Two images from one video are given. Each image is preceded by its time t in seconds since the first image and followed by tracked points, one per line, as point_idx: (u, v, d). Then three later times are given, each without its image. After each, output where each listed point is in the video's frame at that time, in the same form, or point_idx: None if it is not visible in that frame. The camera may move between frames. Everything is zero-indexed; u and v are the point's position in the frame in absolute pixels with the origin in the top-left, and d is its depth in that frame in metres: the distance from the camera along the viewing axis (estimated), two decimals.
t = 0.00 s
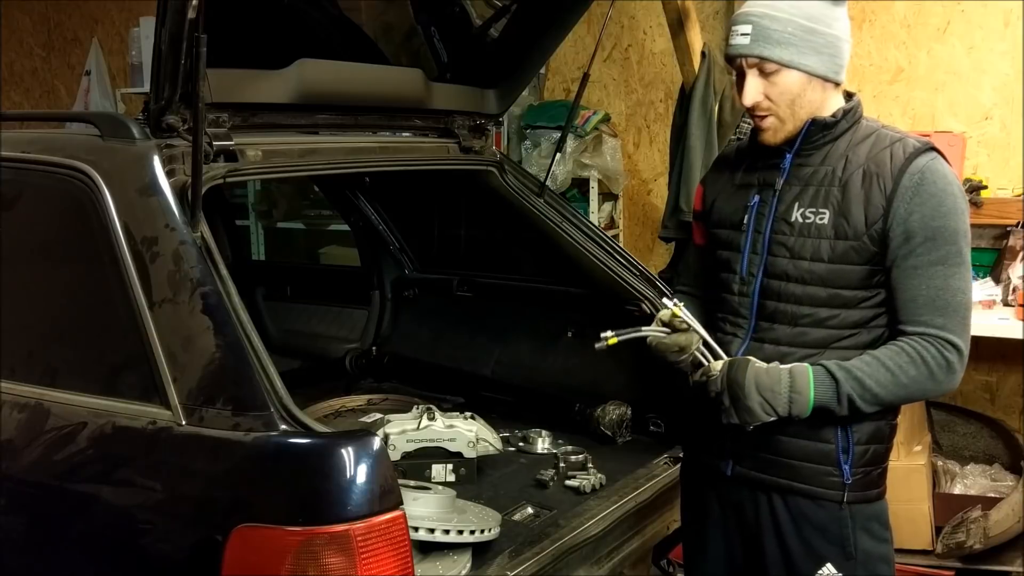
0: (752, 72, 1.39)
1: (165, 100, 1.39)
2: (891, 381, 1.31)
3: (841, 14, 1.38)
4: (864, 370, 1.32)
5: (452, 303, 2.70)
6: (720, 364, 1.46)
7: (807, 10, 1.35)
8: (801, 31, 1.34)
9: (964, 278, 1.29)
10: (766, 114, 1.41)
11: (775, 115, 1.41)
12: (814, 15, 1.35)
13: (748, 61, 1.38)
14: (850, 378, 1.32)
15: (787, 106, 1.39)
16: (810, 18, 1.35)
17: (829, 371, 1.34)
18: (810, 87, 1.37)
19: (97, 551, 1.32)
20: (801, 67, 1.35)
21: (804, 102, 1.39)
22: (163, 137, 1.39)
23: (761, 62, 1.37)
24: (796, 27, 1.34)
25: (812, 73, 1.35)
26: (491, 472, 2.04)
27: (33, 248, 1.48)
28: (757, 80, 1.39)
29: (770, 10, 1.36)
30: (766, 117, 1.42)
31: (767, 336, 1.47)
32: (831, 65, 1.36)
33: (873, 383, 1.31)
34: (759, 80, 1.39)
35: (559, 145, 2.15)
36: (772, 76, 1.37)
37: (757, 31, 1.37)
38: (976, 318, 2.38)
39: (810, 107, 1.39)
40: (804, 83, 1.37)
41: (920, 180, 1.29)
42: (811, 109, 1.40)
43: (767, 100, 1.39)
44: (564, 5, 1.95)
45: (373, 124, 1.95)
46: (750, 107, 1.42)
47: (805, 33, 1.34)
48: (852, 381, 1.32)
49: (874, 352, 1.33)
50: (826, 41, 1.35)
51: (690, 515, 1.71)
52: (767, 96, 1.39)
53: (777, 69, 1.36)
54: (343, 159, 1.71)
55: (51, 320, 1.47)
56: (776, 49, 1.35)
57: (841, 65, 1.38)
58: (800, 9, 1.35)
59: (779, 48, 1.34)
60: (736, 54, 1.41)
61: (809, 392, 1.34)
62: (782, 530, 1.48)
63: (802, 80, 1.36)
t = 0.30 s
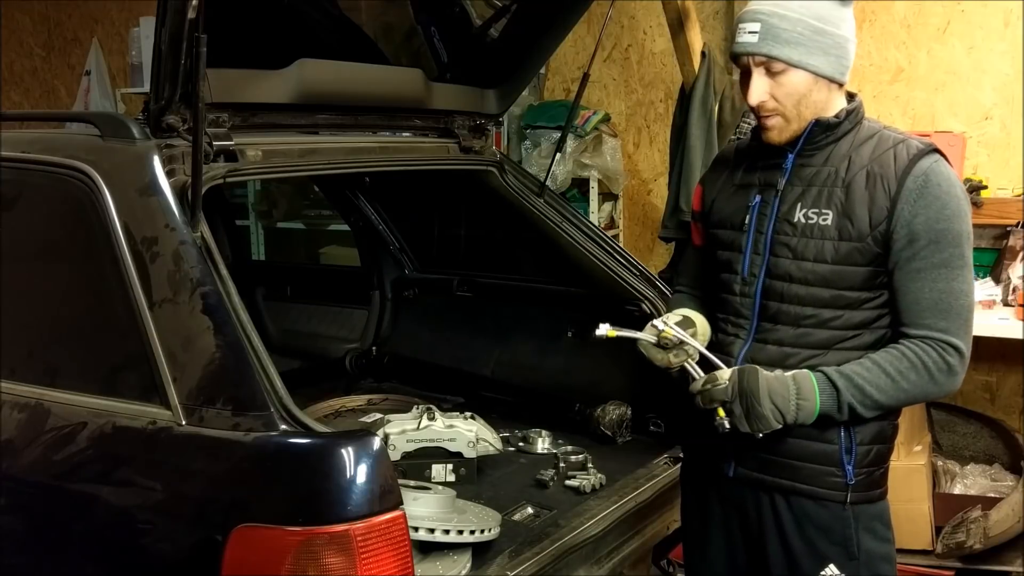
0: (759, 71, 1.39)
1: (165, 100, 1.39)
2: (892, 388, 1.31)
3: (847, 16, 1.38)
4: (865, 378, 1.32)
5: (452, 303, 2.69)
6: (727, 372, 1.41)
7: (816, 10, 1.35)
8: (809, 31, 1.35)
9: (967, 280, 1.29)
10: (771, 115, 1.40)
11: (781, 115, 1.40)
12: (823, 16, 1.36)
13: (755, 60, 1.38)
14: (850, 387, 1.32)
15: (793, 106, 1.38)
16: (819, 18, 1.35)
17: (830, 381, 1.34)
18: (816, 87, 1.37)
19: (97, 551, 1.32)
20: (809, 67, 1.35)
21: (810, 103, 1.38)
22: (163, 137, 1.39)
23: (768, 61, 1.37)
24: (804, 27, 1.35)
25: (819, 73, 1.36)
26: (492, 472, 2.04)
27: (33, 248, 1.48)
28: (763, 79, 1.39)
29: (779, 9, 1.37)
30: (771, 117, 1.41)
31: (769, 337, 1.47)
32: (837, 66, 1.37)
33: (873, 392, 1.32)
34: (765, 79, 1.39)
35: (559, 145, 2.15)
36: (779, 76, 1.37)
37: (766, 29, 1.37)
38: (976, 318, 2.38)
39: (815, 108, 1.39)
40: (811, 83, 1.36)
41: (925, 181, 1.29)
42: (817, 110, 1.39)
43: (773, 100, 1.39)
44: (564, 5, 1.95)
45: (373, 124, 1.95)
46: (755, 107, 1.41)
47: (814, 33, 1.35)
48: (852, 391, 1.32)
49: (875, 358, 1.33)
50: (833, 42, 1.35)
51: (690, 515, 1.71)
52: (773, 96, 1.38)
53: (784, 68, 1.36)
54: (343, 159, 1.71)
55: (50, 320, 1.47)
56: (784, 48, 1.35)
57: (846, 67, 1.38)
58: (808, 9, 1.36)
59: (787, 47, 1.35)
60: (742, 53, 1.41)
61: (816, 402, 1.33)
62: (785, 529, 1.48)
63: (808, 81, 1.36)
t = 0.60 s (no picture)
0: (766, 70, 1.38)
1: (165, 100, 1.39)
2: (896, 391, 1.31)
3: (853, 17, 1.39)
4: (870, 385, 1.31)
5: (452, 303, 2.70)
6: (761, 417, 1.30)
7: (826, 10, 1.36)
8: (819, 31, 1.35)
9: (968, 280, 1.29)
10: (776, 114, 1.40)
11: (786, 115, 1.40)
12: (832, 16, 1.36)
13: (763, 59, 1.38)
14: (853, 395, 1.32)
15: (798, 106, 1.39)
16: (828, 19, 1.36)
17: (834, 391, 1.32)
18: (822, 88, 1.38)
19: (96, 551, 1.32)
20: (817, 67, 1.35)
21: (815, 103, 1.39)
22: (163, 137, 1.39)
23: (777, 61, 1.37)
24: (814, 28, 1.35)
25: (826, 74, 1.36)
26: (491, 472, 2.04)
27: (33, 248, 1.48)
28: (770, 78, 1.38)
29: (789, 8, 1.36)
30: (776, 116, 1.41)
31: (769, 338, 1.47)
32: (844, 67, 1.37)
33: (873, 398, 1.32)
34: (772, 79, 1.38)
35: (559, 145, 2.15)
36: (787, 76, 1.37)
37: (776, 29, 1.36)
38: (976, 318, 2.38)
39: (819, 109, 1.40)
40: (818, 83, 1.37)
41: (924, 181, 1.29)
42: (821, 110, 1.40)
43: (779, 100, 1.38)
44: (564, 6, 1.95)
45: (372, 124, 1.95)
46: (760, 106, 1.41)
47: (823, 33, 1.35)
48: (856, 399, 1.32)
49: (880, 360, 1.32)
50: (841, 43, 1.36)
51: (690, 515, 1.71)
52: (780, 96, 1.38)
53: (793, 68, 1.36)
54: (343, 159, 1.71)
55: (50, 320, 1.46)
56: (794, 47, 1.35)
57: (851, 68, 1.39)
58: (817, 9, 1.36)
59: (797, 46, 1.35)
60: (749, 51, 1.40)
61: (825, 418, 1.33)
62: (785, 530, 1.48)
63: (815, 81, 1.37)
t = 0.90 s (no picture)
0: (783, 70, 1.36)
1: (165, 100, 1.39)
2: (878, 389, 1.31)
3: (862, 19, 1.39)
4: (850, 380, 1.31)
5: (452, 303, 2.70)
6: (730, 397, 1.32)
7: (841, 12, 1.35)
8: (835, 32, 1.34)
9: (960, 283, 1.29)
10: (790, 114, 1.38)
11: (800, 115, 1.38)
12: (847, 17, 1.35)
13: (781, 57, 1.35)
14: (830, 385, 1.32)
15: (813, 106, 1.37)
16: (844, 19, 1.35)
17: (812, 380, 1.33)
18: (836, 88, 1.37)
19: (96, 551, 1.32)
20: (834, 67, 1.34)
21: (828, 103, 1.38)
22: (163, 137, 1.39)
23: (795, 60, 1.34)
24: (832, 27, 1.34)
25: (842, 73, 1.35)
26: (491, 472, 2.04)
27: (33, 248, 1.48)
28: (787, 78, 1.36)
29: (808, 7, 1.35)
30: (789, 117, 1.38)
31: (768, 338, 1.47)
32: (855, 68, 1.37)
33: (847, 391, 1.32)
34: (788, 78, 1.36)
35: (559, 145, 2.15)
36: (803, 76, 1.35)
37: (795, 28, 1.34)
38: (977, 318, 2.38)
39: (832, 110, 1.39)
40: (832, 83, 1.36)
41: (922, 181, 1.29)
42: (832, 111, 1.39)
43: (795, 100, 1.36)
44: (564, 6, 1.95)
45: (373, 124, 1.95)
46: (774, 107, 1.37)
47: (841, 33, 1.34)
48: (834, 392, 1.32)
49: (864, 356, 1.32)
50: (855, 44, 1.36)
51: (691, 516, 1.71)
52: (796, 96, 1.36)
53: (811, 67, 1.34)
54: (343, 159, 1.71)
55: (51, 320, 1.47)
56: (813, 46, 1.33)
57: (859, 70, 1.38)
58: (835, 9, 1.35)
59: (816, 45, 1.33)
60: (762, 49, 1.38)
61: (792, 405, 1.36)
62: (785, 530, 1.48)
63: (830, 81, 1.35)
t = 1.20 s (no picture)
0: (791, 70, 1.35)
1: (165, 100, 1.38)
2: (882, 390, 1.31)
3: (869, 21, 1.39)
4: (856, 380, 1.32)
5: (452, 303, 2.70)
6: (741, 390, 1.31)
7: (850, 13, 1.35)
8: (844, 33, 1.34)
9: (962, 286, 1.30)
10: (796, 114, 1.37)
11: (806, 115, 1.37)
12: (855, 18, 1.35)
13: (790, 57, 1.34)
14: (838, 386, 1.32)
15: (819, 107, 1.36)
16: (852, 21, 1.34)
17: (820, 379, 1.33)
18: (843, 89, 1.36)
19: (96, 551, 1.32)
20: (842, 68, 1.34)
21: (834, 104, 1.37)
22: (163, 137, 1.39)
23: (804, 60, 1.34)
24: (842, 27, 1.33)
25: (849, 74, 1.35)
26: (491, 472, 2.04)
27: (33, 248, 1.48)
28: (794, 78, 1.35)
29: (817, 7, 1.34)
30: (795, 117, 1.37)
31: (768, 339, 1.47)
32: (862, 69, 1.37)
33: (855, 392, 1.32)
34: (795, 78, 1.35)
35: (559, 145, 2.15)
36: (811, 76, 1.34)
37: (806, 27, 1.33)
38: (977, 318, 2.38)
39: (837, 111, 1.38)
40: (839, 84, 1.35)
41: (925, 184, 1.29)
42: (837, 112, 1.39)
43: (801, 100, 1.35)
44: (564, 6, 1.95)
45: (373, 124, 1.95)
46: (781, 106, 1.36)
47: (849, 34, 1.34)
48: (841, 391, 1.32)
49: (869, 357, 1.32)
50: (863, 46, 1.35)
51: (691, 516, 1.70)
52: (803, 97, 1.35)
53: (818, 68, 1.34)
54: (343, 159, 1.71)
55: (50, 320, 1.47)
56: (823, 47, 1.32)
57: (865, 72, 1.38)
58: (843, 10, 1.35)
59: (826, 46, 1.32)
60: (770, 48, 1.36)
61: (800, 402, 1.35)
62: (785, 530, 1.48)
63: (837, 82, 1.35)
